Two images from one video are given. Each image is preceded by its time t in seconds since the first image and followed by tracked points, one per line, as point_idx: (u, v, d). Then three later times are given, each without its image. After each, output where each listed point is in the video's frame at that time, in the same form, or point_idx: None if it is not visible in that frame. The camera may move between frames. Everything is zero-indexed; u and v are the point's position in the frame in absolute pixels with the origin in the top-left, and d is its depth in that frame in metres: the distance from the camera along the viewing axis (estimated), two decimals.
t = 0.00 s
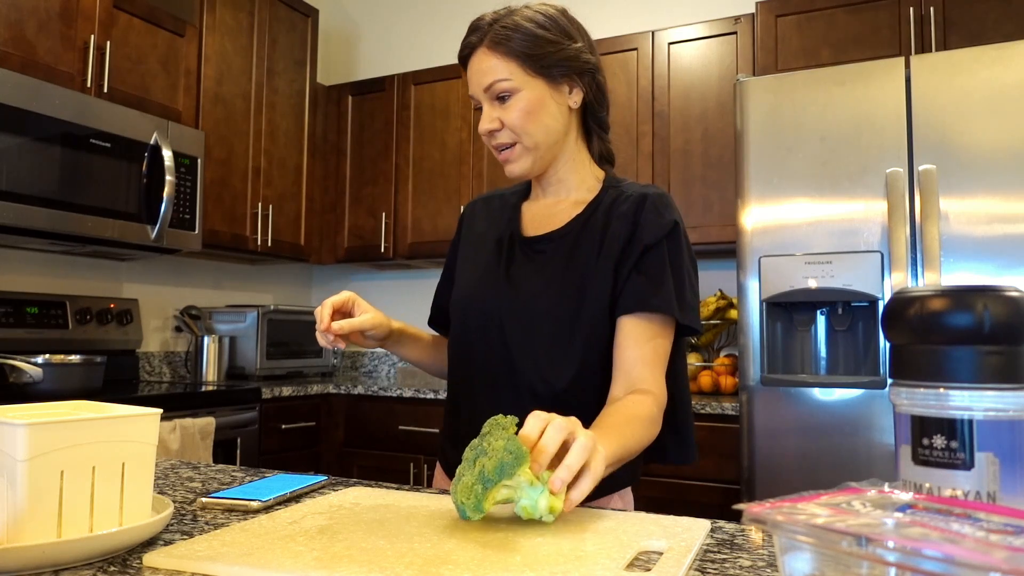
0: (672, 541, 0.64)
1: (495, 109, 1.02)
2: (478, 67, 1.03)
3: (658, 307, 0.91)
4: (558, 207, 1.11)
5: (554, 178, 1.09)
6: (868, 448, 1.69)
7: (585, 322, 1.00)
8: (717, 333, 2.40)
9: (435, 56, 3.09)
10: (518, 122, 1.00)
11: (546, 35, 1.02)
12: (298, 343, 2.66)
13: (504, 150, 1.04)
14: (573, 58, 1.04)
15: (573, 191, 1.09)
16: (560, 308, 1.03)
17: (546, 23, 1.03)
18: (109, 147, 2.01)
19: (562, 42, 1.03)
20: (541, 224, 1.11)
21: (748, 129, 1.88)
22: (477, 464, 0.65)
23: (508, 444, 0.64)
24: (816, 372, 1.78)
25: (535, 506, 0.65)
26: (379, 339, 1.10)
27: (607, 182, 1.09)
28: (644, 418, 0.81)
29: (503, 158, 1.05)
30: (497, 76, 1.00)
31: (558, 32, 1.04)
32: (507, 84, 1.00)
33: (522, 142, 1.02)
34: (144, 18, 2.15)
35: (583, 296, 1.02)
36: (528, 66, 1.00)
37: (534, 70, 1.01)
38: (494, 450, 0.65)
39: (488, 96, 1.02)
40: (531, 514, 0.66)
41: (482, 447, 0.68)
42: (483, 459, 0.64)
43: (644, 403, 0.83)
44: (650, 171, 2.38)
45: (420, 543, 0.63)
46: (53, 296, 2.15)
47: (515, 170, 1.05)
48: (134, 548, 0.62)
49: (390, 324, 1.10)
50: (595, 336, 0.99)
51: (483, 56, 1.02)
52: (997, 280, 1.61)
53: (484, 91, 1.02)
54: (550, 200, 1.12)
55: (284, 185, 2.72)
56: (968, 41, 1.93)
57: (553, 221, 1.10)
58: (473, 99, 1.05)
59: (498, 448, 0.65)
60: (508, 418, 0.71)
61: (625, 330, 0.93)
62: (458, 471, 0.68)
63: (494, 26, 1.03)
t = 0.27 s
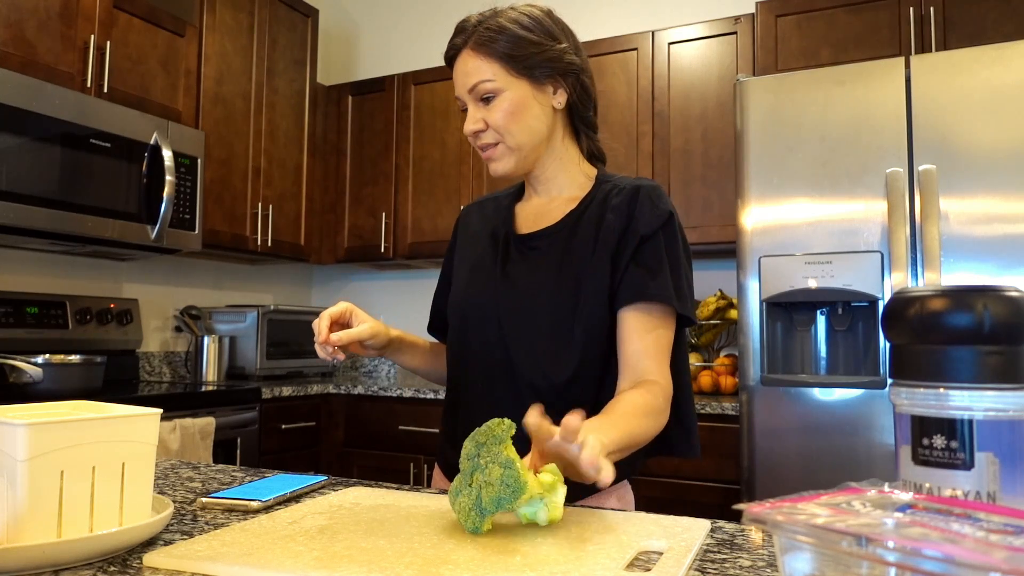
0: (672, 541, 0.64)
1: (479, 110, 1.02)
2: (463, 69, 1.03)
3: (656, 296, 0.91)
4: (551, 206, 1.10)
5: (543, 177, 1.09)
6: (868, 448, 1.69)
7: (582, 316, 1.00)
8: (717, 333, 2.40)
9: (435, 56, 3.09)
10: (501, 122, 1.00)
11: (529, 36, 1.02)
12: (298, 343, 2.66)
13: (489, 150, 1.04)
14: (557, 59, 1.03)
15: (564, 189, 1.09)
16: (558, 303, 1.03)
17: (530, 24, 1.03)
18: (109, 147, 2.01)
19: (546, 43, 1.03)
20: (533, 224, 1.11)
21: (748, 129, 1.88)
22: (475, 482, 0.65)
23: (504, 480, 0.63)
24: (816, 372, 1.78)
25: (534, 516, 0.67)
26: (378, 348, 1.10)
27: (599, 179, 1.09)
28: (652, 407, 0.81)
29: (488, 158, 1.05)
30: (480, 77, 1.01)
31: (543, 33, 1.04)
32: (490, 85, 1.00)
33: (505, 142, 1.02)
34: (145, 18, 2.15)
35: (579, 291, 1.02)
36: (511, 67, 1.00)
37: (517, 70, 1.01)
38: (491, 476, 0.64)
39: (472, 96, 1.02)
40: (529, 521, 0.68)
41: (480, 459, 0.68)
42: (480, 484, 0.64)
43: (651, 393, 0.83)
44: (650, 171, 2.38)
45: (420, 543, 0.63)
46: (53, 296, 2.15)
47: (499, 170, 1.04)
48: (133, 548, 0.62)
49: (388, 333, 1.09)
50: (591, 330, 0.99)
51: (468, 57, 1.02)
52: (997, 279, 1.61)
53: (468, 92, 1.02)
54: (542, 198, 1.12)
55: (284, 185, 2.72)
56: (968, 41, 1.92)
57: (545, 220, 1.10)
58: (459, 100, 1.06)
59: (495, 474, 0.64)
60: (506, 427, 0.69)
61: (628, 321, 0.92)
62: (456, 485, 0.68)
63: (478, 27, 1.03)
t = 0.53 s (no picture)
0: (672, 541, 0.64)
1: (469, 113, 1.02)
2: (451, 71, 1.03)
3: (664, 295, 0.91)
4: (545, 205, 1.11)
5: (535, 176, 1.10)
6: (868, 448, 1.69)
7: (588, 316, 1.00)
8: (717, 333, 2.40)
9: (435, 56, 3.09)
10: (492, 124, 1.00)
11: (515, 36, 1.02)
12: (297, 343, 2.66)
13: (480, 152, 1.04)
14: (545, 58, 1.03)
15: (558, 187, 1.10)
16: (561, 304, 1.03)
17: (516, 24, 1.03)
18: (109, 147, 2.01)
19: (533, 42, 1.03)
20: (528, 223, 1.11)
21: (748, 129, 1.88)
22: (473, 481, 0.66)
23: (502, 480, 0.64)
24: (816, 372, 1.78)
25: (533, 515, 0.67)
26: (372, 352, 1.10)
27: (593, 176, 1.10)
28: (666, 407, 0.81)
29: (479, 160, 1.04)
30: (469, 79, 1.00)
31: (529, 33, 1.04)
32: (479, 87, 1.00)
33: (496, 143, 1.02)
34: (145, 18, 2.15)
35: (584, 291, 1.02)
36: (500, 68, 1.00)
37: (505, 71, 1.01)
38: (490, 476, 0.64)
39: (460, 99, 1.02)
40: (528, 521, 0.67)
41: (479, 459, 0.68)
42: (479, 483, 0.64)
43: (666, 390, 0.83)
44: (649, 170, 2.38)
45: (419, 543, 0.63)
46: (53, 296, 2.15)
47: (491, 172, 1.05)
48: (134, 548, 0.62)
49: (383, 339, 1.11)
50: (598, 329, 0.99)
51: (456, 60, 1.02)
52: (997, 279, 1.61)
53: (456, 94, 1.02)
54: (536, 198, 1.12)
55: (284, 185, 2.72)
56: (968, 41, 1.92)
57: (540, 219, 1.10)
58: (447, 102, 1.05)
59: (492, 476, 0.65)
60: (504, 427, 0.71)
61: (638, 319, 0.94)
62: (455, 485, 0.68)
63: (463, 29, 1.03)
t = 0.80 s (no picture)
0: (671, 541, 0.64)
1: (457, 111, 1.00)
2: (436, 70, 1.02)
3: (655, 287, 0.92)
4: (535, 203, 1.11)
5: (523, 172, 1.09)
6: (868, 448, 1.69)
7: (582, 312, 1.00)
8: (717, 333, 2.40)
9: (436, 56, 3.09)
10: (480, 121, 0.99)
11: (500, 33, 1.01)
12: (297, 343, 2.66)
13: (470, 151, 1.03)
14: (530, 54, 1.03)
15: (548, 184, 1.10)
16: (554, 299, 1.03)
17: (500, 20, 1.02)
18: (109, 147, 2.01)
19: (518, 38, 1.03)
20: (519, 222, 1.12)
21: (748, 129, 1.88)
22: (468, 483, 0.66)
23: (495, 480, 0.64)
24: (816, 372, 1.78)
25: (531, 516, 0.67)
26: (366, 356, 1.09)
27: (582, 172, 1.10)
28: (657, 401, 0.83)
29: (470, 159, 1.03)
30: (456, 77, 0.99)
31: (513, 29, 1.03)
32: (466, 84, 0.99)
33: (487, 141, 1.01)
34: (145, 19, 2.15)
35: (577, 287, 1.02)
36: (486, 64, 0.99)
37: (492, 68, 1.00)
38: (484, 477, 0.65)
39: (448, 97, 1.01)
40: (527, 521, 0.67)
41: (475, 461, 0.69)
42: (474, 485, 0.64)
43: (660, 384, 0.85)
44: (649, 170, 2.38)
45: (419, 543, 0.63)
46: (53, 296, 2.15)
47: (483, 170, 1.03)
48: (133, 548, 0.62)
49: (376, 342, 1.09)
50: (593, 325, 0.99)
51: (441, 58, 1.01)
52: (997, 279, 1.61)
53: (444, 93, 1.01)
54: (527, 196, 1.12)
55: (284, 185, 2.72)
56: (968, 41, 1.92)
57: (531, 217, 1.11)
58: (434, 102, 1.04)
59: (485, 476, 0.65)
60: (500, 428, 0.71)
61: (626, 315, 0.94)
62: (452, 487, 0.68)
63: (447, 27, 1.01)
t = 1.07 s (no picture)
0: (671, 541, 0.64)
1: (394, 110, 1.01)
2: (372, 72, 1.03)
3: (645, 263, 0.92)
4: (501, 199, 1.10)
5: (479, 169, 1.08)
6: (868, 448, 1.69)
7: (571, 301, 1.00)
8: (717, 333, 2.40)
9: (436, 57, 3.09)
10: (415, 119, 0.99)
11: (429, 27, 1.00)
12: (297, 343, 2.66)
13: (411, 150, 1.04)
14: (462, 45, 1.02)
15: (509, 176, 1.09)
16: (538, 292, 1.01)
17: (429, 15, 1.02)
18: (109, 147, 2.01)
19: (450, 30, 1.02)
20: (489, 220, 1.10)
21: (747, 129, 1.88)
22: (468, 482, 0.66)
23: (495, 478, 0.63)
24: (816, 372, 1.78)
25: (530, 516, 0.67)
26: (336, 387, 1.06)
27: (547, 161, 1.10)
28: (664, 378, 0.84)
29: (414, 159, 1.04)
30: (388, 76, 1.00)
31: (445, 22, 1.03)
32: (398, 83, 1.00)
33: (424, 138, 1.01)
34: (145, 19, 2.15)
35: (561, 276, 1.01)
36: (417, 61, 1.00)
37: (423, 64, 1.00)
38: (484, 476, 0.65)
39: (385, 98, 1.02)
40: (526, 521, 0.67)
41: (475, 461, 0.69)
42: (473, 483, 0.64)
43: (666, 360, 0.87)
44: (649, 171, 2.38)
45: (417, 543, 0.63)
46: (53, 296, 2.15)
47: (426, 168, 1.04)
48: (134, 548, 0.62)
49: (345, 369, 1.07)
50: (585, 312, 0.99)
51: (376, 60, 1.02)
52: (997, 279, 1.61)
53: (380, 94, 1.02)
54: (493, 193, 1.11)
55: (284, 185, 2.72)
56: (968, 42, 1.92)
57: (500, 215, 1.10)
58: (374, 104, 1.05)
59: (484, 476, 0.65)
60: (500, 427, 0.72)
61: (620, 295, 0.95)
62: (451, 486, 0.68)
63: (380, 29, 1.02)
